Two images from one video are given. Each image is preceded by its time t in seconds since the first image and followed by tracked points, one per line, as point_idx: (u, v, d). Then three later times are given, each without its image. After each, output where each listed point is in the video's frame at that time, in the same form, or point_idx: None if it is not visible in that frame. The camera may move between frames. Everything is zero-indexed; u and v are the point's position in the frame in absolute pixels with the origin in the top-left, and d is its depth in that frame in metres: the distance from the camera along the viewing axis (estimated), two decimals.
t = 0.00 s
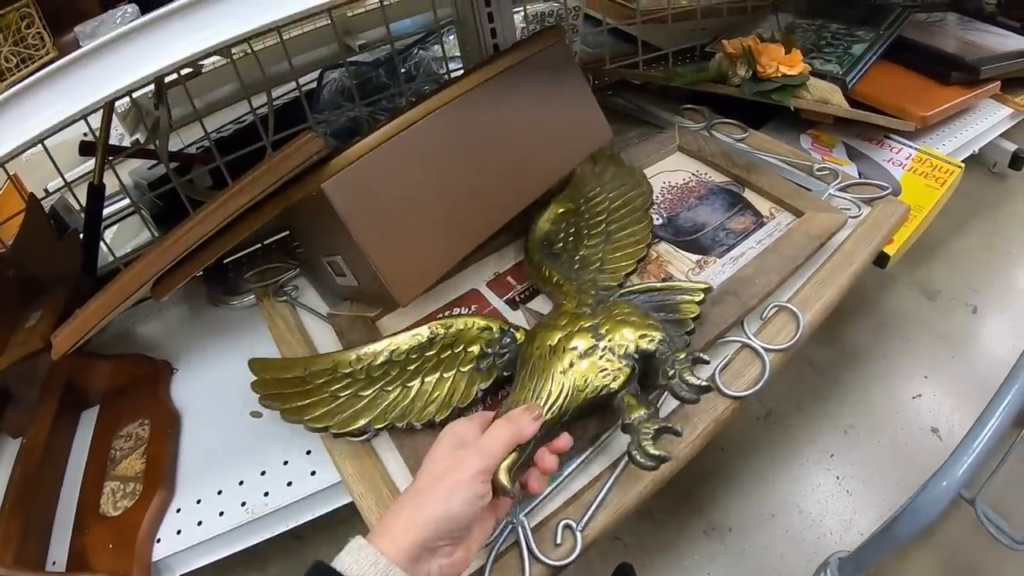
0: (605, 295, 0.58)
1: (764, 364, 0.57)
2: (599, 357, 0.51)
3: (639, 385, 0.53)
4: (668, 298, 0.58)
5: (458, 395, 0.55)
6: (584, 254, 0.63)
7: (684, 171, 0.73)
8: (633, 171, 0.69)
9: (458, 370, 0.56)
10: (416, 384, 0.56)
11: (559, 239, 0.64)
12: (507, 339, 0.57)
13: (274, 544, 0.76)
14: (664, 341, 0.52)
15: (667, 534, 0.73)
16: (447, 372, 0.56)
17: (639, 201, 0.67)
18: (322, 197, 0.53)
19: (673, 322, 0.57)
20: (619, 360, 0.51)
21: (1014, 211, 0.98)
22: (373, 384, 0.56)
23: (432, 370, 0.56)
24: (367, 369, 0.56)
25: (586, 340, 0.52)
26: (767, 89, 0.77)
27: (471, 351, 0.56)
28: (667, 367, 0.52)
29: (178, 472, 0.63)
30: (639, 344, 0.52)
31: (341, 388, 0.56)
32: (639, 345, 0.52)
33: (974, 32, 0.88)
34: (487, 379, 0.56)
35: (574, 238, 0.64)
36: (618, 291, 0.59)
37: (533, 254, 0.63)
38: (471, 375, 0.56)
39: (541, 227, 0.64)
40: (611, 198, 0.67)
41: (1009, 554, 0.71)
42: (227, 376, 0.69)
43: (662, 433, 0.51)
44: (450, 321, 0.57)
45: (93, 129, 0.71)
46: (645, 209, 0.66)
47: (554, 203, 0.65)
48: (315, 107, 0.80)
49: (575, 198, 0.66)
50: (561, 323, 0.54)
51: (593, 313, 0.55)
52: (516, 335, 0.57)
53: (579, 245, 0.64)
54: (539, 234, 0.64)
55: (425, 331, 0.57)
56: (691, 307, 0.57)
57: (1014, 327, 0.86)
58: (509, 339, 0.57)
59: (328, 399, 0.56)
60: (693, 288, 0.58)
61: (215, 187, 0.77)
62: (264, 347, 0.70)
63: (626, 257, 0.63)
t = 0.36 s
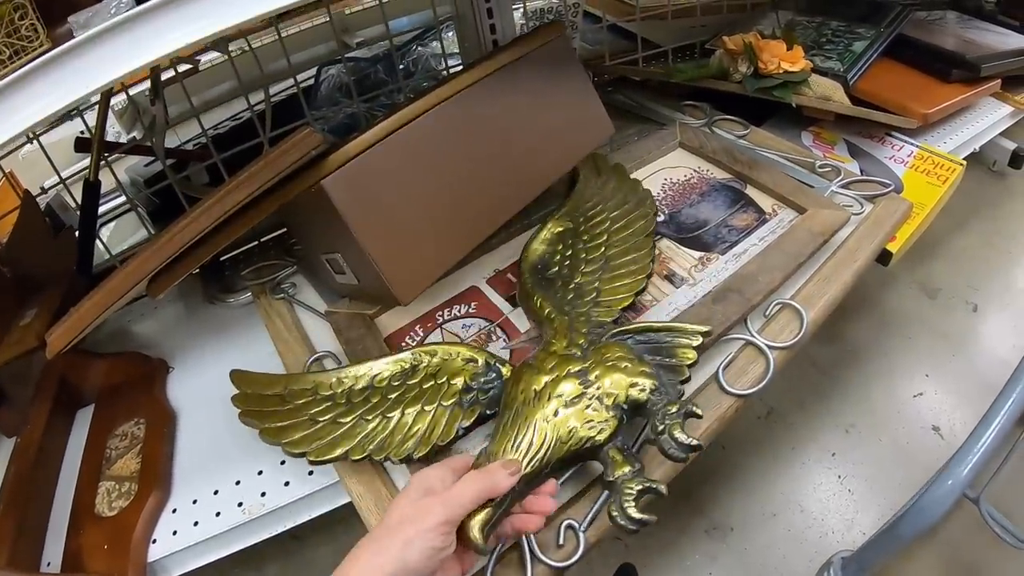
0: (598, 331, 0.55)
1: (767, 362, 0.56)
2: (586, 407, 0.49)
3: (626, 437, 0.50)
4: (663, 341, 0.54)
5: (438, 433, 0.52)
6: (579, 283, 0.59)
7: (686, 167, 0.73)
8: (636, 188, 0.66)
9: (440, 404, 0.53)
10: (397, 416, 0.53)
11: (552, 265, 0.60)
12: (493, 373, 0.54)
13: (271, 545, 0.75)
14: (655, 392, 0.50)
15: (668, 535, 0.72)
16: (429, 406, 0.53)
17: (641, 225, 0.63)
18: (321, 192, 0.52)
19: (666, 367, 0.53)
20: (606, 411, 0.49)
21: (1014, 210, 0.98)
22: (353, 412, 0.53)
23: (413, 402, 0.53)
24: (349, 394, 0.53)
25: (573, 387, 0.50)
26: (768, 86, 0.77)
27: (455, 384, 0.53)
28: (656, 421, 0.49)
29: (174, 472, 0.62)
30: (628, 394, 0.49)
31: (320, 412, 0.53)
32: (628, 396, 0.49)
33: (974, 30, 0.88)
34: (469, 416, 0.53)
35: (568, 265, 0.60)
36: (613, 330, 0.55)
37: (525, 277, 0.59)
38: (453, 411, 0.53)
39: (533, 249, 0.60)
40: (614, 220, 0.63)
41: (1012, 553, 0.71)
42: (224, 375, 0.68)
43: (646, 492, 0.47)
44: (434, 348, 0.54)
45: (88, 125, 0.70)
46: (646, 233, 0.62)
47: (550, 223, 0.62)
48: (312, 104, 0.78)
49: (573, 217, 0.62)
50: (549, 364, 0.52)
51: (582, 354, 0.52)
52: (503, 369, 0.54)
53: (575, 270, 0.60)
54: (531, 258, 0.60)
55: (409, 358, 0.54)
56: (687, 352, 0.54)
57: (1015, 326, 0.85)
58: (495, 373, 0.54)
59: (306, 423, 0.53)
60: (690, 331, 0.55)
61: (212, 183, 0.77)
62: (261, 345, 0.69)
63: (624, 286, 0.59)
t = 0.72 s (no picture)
0: (567, 330, 0.54)
1: (765, 356, 0.56)
2: (543, 406, 0.48)
3: (581, 441, 0.49)
4: (633, 345, 0.53)
5: (401, 420, 0.52)
6: (557, 281, 0.58)
7: (685, 161, 0.72)
8: (632, 188, 0.64)
9: (407, 391, 0.53)
10: (366, 399, 0.53)
11: (535, 260, 0.59)
12: (460, 365, 0.54)
13: (268, 536, 0.75)
14: (615, 397, 0.48)
15: (666, 528, 0.72)
16: (397, 392, 0.53)
17: (630, 224, 0.62)
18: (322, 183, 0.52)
19: (633, 372, 0.52)
20: (563, 411, 0.47)
21: (1013, 207, 0.98)
22: (327, 393, 0.54)
23: (383, 387, 0.53)
24: (325, 374, 0.54)
25: (531, 385, 0.49)
26: (769, 80, 0.76)
27: (424, 372, 0.54)
28: (613, 427, 0.48)
29: (171, 463, 0.62)
30: (587, 397, 0.48)
31: (297, 390, 0.54)
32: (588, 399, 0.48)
33: (974, 28, 0.88)
34: (433, 406, 0.53)
35: (551, 262, 0.59)
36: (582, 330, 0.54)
37: (505, 275, 0.58)
38: (418, 399, 0.53)
39: (518, 244, 0.60)
40: (602, 219, 0.62)
41: (1008, 549, 0.71)
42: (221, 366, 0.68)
43: (592, 498, 0.47)
44: (409, 336, 0.54)
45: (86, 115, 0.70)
46: (634, 235, 0.62)
47: (539, 217, 0.61)
48: (311, 95, 0.78)
49: (564, 214, 0.61)
50: (511, 359, 0.51)
51: (548, 353, 0.51)
52: (470, 361, 0.54)
53: (555, 269, 0.59)
54: (513, 254, 0.59)
55: (384, 342, 0.54)
56: (656, 359, 0.52)
57: (1012, 323, 0.85)
58: (462, 366, 0.54)
59: (284, 400, 0.53)
60: (662, 337, 0.53)
61: (210, 175, 0.76)
62: (259, 336, 0.69)
63: (601, 288, 0.58)
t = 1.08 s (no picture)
0: (525, 340, 0.54)
1: (772, 352, 0.56)
2: (477, 416, 0.48)
3: (518, 456, 0.48)
4: (590, 362, 0.52)
5: (357, 411, 0.53)
6: (529, 288, 0.58)
7: (693, 157, 0.72)
8: (629, 197, 0.64)
9: (367, 383, 0.54)
10: (332, 386, 0.54)
11: (513, 265, 0.59)
12: (419, 363, 0.55)
13: (274, 527, 0.75)
14: (556, 416, 0.48)
15: (671, 523, 0.72)
16: (359, 383, 0.54)
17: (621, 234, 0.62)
18: (332, 175, 0.52)
19: (582, 392, 0.51)
20: (499, 424, 0.48)
21: (1020, 207, 0.98)
22: (299, 376, 0.55)
23: (348, 376, 0.55)
24: (300, 358, 0.56)
25: (472, 394, 0.49)
26: (778, 76, 0.76)
27: (386, 367, 0.54)
28: (546, 446, 0.47)
29: (176, 453, 0.62)
30: (525, 412, 0.48)
31: (275, 370, 0.55)
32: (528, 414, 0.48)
33: (984, 27, 0.87)
34: (387, 400, 0.53)
35: (527, 268, 0.59)
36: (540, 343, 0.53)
37: (480, 284, 0.58)
38: (376, 392, 0.54)
39: (497, 249, 0.59)
40: (589, 227, 0.62)
41: (1012, 550, 0.71)
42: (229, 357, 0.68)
43: (511, 516, 0.45)
44: (379, 330, 0.56)
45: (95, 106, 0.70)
46: (619, 246, 0.61)
47: (526, 221, 0.61)
48: (319, 88, 0.78)
49: (553, 220, 0.61)
50: (459, 365, 0.52)
51: (497, 362, 0.52)
52: (429, 360, 0.54)
53: (529, 276, 0.59)
54: (492, 258, 0.59)
55: (357, 333, 0.56)
56: (609, 380, 0.51)
57: (1018, 323, 0.85)
58: (421, 363, 0.54)
59: (260, 378, 0.55)
60: (619, 358, 0.52)
61: (218, 166, 0.76)
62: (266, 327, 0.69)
63: (573, 298, 0.58)
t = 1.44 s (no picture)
0: (522, 352, 0.53)
1: (778, 348, 0.57)
2: (469, 432, 0.47)
3: (512, 474, 0.47)
4: (589, 375, 0.52)
5: (352, 429, 0.53)
6: (530, 300, 0.57)
7: (702, 153, 0.72)
8: (638, 202, 0.63)
9: (363, 402, 0.54)
10: (330, 404, 0.54)
11: (514, 277, 0.58)
12: (415, 380, 0.54)
13: (280, 517, 0.76)
14: (551, 431, 0.47)
15: (676, 519, 0.72)
16: (357, 401, 0.54)
17: (626, 241, 0.61)
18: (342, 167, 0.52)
19: (580, 405, 0.50)
20: (492, 441, 0.47)
21: None
22: (300, 395, 0.55)
23: (346, 395, 0.54)
24: (299, 377, 0.55)
25: (464, 409, 0.48)
26: (787, 74, 0.77)
27: (385, 384, 0.54)
28: (540, 463, 0.46)
29: (184, 443, 0.62)
30: (518, 428, 0.47)
31: (276, 389, 0.55)
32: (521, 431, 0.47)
33: (995, 27, 0.87)
34: (382, 417, 0.53)
35: (529, 279, 0.58)
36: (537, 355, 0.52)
37: (479, 300, 0.57)
38: (372, 409, 0.53)
39: (499, 260, 0.58)
40: (593, 235, 0.60)
41: (1015, 550, 0.71)
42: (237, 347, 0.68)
43: (500, 537, 0.44)
44: (378, 345, 0.55)
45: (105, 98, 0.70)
46: (624, 253, 0.60)
47: (529, 231, 0.60)
48: (329, 81, 0.78)
49: (556, 229, 0.60)
50: (451, 380, 0.51)
51: (492, 375, 0.51)
52: (425, 376, 0.54)
53: (530, 288, 0.57)
54: (493, 269, 0.58)
55: (356, 349, 0.55)
56: (610, 393, 0.51)
57: None
58: (417, 379, 0.54)
59: (262, 398, 0.55)
60: (622, 369, 0.51)
61: (226, 159, 0.76)
62: (274, 319, 0.69)
63: (573, 309, 0.57)
